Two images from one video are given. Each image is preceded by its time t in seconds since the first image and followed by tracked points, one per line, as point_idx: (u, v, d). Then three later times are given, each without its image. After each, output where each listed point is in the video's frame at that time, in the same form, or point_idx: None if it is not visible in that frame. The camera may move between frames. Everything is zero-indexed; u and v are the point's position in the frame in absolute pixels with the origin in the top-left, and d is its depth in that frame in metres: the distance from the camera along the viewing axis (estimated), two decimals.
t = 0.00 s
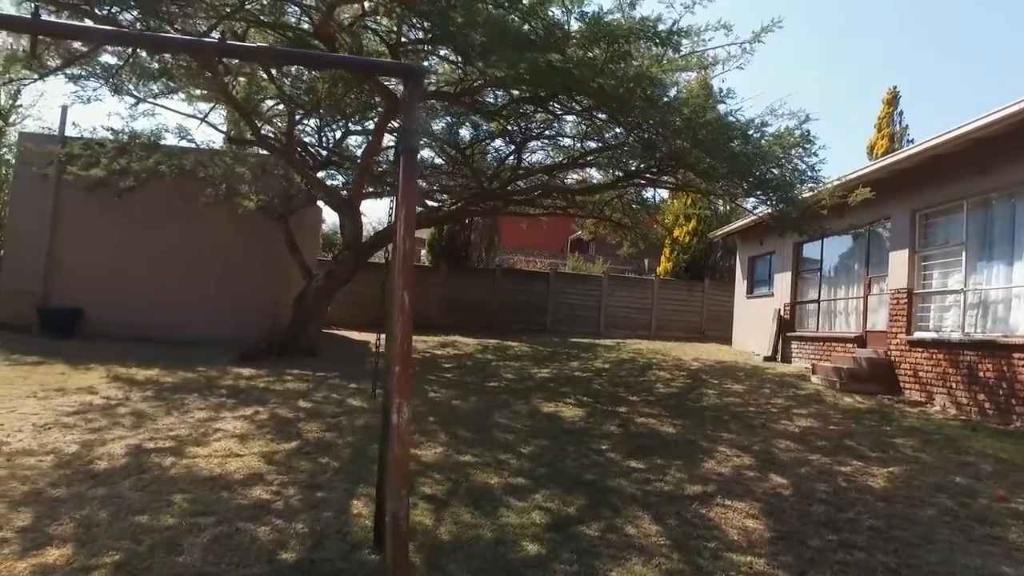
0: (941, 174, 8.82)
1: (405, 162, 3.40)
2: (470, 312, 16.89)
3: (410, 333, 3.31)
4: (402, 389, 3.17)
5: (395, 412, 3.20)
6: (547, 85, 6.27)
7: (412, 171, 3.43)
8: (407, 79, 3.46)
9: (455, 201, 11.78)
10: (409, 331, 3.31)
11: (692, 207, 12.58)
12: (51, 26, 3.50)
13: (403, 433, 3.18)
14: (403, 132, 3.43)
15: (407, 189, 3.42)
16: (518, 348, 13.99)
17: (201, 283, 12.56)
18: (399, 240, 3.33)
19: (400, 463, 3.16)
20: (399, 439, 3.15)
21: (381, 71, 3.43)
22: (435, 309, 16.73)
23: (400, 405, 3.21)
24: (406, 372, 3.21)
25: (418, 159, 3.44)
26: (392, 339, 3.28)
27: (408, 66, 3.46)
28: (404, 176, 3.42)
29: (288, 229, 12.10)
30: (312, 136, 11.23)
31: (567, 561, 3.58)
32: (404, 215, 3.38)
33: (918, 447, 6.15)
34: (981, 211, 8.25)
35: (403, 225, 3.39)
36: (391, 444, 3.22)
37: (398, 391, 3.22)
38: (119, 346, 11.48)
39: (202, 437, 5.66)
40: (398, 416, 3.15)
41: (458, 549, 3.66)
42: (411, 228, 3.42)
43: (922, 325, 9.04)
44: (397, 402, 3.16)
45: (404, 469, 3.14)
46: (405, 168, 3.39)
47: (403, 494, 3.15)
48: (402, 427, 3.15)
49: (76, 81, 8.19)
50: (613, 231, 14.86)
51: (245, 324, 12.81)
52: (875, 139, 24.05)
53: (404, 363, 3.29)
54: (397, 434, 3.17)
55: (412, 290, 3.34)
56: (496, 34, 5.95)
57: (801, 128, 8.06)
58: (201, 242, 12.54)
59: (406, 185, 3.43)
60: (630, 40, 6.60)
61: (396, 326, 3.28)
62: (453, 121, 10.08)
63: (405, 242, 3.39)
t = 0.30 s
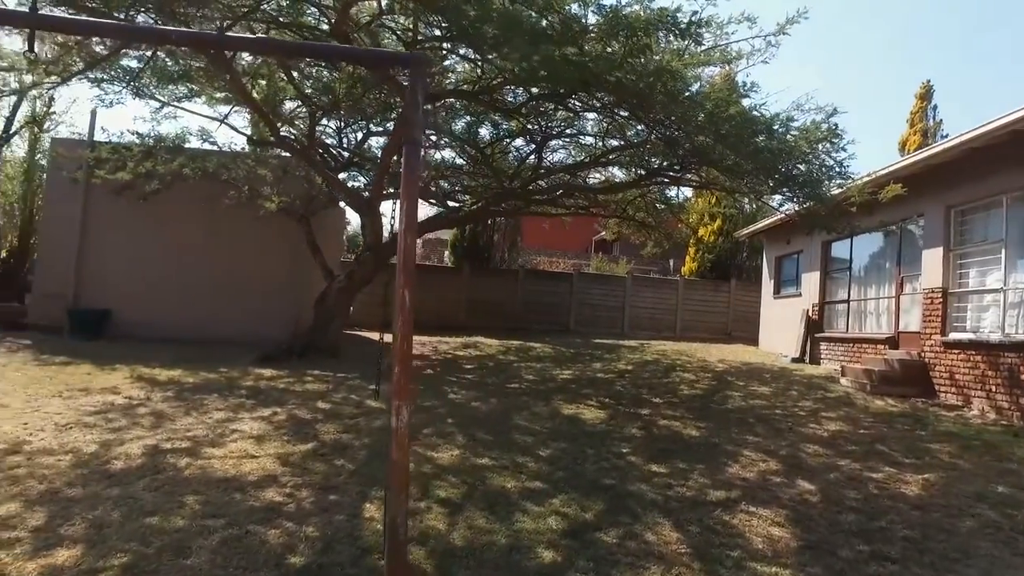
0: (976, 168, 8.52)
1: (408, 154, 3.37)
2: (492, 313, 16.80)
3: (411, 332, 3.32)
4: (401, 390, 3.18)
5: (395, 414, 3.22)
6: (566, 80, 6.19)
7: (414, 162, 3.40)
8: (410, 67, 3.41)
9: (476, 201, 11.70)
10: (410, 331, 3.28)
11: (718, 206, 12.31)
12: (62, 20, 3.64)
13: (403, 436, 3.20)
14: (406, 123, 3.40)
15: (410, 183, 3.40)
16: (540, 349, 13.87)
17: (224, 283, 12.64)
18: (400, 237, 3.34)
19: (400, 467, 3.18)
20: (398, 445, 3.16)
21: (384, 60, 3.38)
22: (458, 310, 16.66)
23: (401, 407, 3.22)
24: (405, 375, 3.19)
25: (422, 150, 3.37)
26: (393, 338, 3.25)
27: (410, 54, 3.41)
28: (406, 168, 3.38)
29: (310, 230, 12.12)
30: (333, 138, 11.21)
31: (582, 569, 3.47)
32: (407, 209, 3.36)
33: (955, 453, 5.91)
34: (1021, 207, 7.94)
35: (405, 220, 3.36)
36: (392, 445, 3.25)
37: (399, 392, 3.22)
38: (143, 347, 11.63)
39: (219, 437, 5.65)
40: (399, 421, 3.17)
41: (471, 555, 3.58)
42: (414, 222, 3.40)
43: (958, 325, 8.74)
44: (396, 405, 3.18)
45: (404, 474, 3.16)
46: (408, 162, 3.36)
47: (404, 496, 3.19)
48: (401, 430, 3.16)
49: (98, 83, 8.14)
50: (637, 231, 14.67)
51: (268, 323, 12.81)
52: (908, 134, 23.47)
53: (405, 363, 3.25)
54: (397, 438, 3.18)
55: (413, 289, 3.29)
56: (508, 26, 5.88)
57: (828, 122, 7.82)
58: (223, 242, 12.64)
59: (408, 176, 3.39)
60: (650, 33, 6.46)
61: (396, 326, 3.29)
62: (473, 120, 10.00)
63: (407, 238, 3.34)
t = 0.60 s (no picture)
0: None
1: (419, 148, 3.37)
2: (524, 314, 16.70)
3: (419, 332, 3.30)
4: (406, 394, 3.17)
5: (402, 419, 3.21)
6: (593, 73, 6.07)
7: (426, 156, 3.39)
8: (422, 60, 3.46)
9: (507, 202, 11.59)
10: (418, 332, 3.28)
11: (754, 205, 12.03)
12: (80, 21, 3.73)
13: (409, 441, 3.17)
14: (419, 116, 3.41)
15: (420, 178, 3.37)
16: (572, 351, 13.74)
17: (258, 283, 12.80)
18: (409, 233, 3.33)
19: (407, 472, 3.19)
20: (403, 450, 3.15)
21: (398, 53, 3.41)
22: (490, 312, 16.60)
23: (407, 412, 3.22)
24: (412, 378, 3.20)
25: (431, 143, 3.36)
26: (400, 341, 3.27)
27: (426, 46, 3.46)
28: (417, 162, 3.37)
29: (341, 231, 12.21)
30: (364, 140, 11.15)
31: None
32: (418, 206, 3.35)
33: (1007, 462, 5.61)
34: None
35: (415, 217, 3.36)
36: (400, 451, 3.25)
37: (406, 396, 3.21)
38: (179, 347, 11.86)
39: (247, 438, 5.67)
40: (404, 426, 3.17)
41: (493, 564, 3.50)
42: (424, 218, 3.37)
43: (1010, 327, 8.34)
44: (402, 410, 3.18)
45: (409, 479, 3.16)
46: (419, 156, 3.34)
47: (409, 504, 3.17)
48: (407, 435, 3.16)
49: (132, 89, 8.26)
50: (670, 231, 14.43)
51: (301, 323, 12.89)
52: (956, 128, 22.67)
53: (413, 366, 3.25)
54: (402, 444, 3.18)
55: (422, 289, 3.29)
56: (532, 29, 5.81)
57: (868, 115, 7.52)
58: (257, 243, 12.80)
59: (419, 170, 3.39)
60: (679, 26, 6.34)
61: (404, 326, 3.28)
62: (502, 119, 9.89)
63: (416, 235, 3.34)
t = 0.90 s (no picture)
0: None
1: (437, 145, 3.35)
2: (564, 315, 16.57)
3: (437, 333, 3.25)
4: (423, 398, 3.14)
5: (417, 423, 3.18)
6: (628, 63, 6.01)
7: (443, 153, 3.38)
8: (438, 55, 3.46)
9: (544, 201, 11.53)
10: (435, 333, 3.23)
11: (800, 203, 11.69)
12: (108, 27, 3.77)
13: (424, 447, 3.15)
14: (437, 113, 3.41)
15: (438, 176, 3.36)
16: (613, 352, 13.56)
17: (300, 283, 12.99)
18: (427, 231, 3.32)
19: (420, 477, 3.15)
20: (417, 455, 3.13)
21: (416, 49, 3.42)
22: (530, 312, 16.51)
23: (422, 415, 3.20)
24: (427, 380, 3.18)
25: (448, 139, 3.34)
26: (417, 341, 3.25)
27: (444, 41, 3.44)
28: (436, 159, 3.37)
29: (381, 233, 12.33)
30: (403, 142, 11.15)
31: None
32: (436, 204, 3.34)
33: None
34: None
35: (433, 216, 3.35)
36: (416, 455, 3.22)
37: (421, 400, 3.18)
38: (225, 347, 12.13)
39: (284, 437, 5.71)
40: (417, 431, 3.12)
41: (523, 572, 3.43)
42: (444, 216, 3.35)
43: None
44: (418, 414, 3.15)
45: (421, 484, 3.13)
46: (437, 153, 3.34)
47: (421, 512, 3.13)
48: (422, 439, 3.14)
49: (177, 95, 8.45)
50: (713, 230, 14.12)
51: (342, 323, 13.04)
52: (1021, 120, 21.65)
53: (428, 368, 3.23)
54: (417, 449, 3.16)
55: (438, 288, 3.26)
56: (566, 27, 5.78)
57: (922, 106, 7.19)
58: (299, 243, 12.99)
59: (437, 167, 3.38)
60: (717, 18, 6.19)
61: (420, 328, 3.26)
62: (540, 119, 9.84)
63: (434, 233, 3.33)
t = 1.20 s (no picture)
0: None
1: (451, 139, 3.31)
2: (593, 316, 16.41)
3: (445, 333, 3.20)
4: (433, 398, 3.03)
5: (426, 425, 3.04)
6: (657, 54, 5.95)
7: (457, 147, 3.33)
8: (453, 47, 3.43)
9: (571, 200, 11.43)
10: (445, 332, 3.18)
11: (835, 201, 11.39)
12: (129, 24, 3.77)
13: (433, 449, 3.01)
14: (451, 105, 3.37)
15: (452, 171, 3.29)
16: (643, 354, 13.39)
17: (329, 284, 13.07)
18: (440, 228, 3.27)
19: (430, 482, 3.00)
20: (427, 458, 2.99)
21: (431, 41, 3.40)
22: (559, 314, 16.37)
23: (432, 417, 3.04)
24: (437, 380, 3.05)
25: (461, 135, 3.29)
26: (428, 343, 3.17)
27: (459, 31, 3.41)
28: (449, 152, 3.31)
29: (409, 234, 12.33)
30: (430, 143, 11.14)
31: None
32: (450, 201, 3.27)
33: None
34: None
35: (447, 213, 3.29)
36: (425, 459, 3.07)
37: (431, 402, 3.05)
38: (256, 348, 12.27)
39: (308, 438, 5.71)
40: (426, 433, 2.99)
41: None
42: (457, 213, 3.29)
43: None
44: (427, 415, 3.02)
45: (431, 489, 2.97)
46: (450, 148, 3.29)
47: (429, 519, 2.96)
48: (431, 441, 3.00)
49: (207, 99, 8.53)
50: (745, 230, 13.84)
51: (370, 324, 13.08)
52: None
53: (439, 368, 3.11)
54: (427, 453, 3.00)
55: (449, 286, 3.19)
56: (589, 23, 5.71)
57: (964, 98, 6.91)
58: (328, 245, 13.08)
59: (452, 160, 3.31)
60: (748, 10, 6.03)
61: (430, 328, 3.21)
62: (568, 118, 9.76)
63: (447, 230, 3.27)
